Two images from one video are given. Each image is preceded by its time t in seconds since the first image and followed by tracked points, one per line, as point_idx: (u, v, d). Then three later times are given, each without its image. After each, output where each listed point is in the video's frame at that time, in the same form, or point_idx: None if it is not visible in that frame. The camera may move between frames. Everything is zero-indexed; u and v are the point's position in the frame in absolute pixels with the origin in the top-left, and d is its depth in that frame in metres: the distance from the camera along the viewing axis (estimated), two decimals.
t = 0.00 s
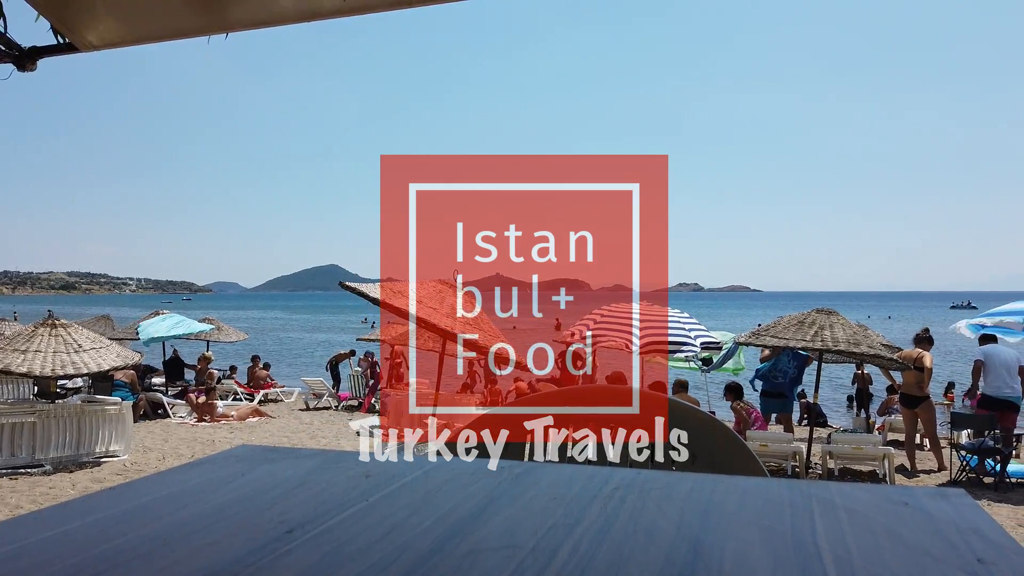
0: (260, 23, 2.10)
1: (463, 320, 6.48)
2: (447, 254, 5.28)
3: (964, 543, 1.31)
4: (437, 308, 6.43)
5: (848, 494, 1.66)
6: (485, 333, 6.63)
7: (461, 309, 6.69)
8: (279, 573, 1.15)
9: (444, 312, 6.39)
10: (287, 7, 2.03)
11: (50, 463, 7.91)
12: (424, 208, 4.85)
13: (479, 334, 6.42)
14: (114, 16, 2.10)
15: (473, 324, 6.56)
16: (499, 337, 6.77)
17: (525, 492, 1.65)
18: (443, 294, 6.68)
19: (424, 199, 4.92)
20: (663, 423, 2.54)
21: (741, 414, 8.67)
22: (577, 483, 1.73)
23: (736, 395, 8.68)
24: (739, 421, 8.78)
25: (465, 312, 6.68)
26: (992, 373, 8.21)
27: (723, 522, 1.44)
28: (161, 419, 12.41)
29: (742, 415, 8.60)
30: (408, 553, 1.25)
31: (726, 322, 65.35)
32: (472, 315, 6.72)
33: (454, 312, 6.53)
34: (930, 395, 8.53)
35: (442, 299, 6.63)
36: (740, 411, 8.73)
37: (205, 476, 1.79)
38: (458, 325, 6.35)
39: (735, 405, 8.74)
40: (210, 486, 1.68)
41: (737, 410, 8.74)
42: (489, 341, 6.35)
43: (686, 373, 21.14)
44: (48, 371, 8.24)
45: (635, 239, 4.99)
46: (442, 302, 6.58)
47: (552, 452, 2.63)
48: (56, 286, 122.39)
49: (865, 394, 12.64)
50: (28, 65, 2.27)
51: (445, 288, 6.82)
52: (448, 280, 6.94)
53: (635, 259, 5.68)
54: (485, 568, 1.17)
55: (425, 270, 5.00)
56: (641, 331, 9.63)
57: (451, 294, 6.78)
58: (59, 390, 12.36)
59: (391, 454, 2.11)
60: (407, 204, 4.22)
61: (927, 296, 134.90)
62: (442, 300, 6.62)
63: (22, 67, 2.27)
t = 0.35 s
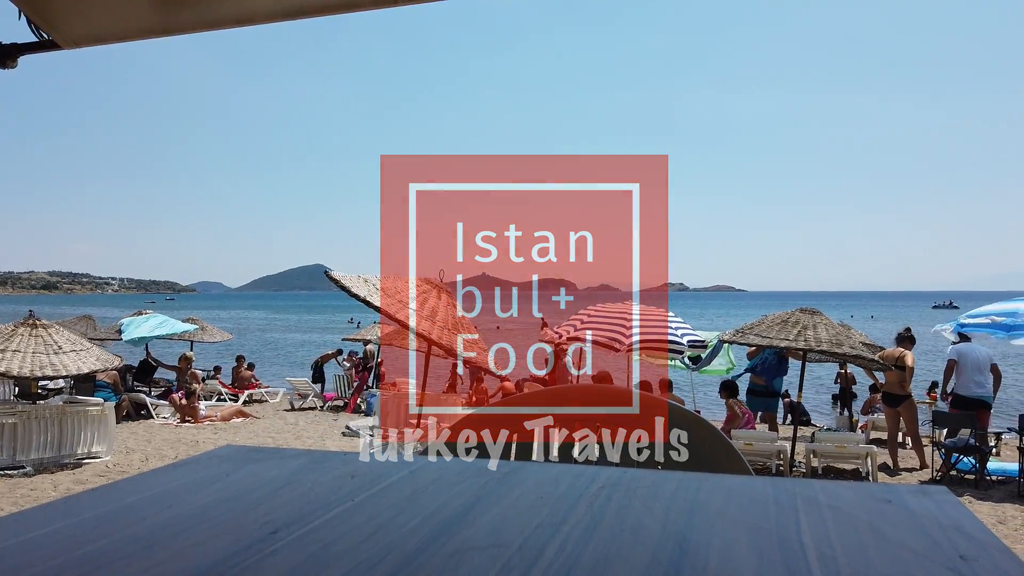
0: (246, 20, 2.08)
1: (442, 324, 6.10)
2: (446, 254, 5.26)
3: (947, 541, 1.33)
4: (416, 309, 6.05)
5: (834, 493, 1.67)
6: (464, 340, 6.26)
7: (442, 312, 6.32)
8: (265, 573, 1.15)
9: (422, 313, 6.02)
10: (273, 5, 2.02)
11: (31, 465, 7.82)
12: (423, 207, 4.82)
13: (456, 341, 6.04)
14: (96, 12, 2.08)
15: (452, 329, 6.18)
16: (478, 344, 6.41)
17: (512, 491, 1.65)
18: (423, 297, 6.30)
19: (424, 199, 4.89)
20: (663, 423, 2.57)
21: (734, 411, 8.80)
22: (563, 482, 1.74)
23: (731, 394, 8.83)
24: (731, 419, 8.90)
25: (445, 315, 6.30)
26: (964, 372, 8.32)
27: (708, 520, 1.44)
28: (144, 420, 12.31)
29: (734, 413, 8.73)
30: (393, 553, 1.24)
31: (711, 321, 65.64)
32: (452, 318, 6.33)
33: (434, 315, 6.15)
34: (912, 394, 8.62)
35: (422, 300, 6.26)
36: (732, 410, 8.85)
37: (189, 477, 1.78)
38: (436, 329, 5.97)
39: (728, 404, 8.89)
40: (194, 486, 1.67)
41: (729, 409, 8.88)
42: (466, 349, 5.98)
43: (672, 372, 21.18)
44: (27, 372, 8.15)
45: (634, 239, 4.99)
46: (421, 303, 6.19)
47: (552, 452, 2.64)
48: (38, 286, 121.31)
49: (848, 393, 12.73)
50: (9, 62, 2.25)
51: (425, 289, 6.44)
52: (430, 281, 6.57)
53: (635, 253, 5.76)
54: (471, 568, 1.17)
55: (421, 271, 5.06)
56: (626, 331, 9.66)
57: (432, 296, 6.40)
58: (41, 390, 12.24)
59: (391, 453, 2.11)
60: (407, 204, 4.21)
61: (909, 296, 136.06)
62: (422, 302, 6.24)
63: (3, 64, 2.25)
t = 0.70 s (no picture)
0: (230, 20, 2.07)
1: (421, 329, 5.89)
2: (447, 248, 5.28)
3: (930, 538, 1.34)
4: (395, 312, 5.84)
5: (817, 491, 1.68)
6: (442, 346, 6.05)
7: (423, 314, 6.10)
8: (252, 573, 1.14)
9: (401, 316, 5.81)
10: (257, 5, 2.01)
11: (13, 466, 7.75)
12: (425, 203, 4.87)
13: (433, 349, 5.82)
14: (76, 12, 2.06)
15: (431, 335, 5.96)
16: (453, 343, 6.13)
17: (498, 490, 1.65)
18: (405, 298, 6.08)
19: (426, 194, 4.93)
20: (662, 422, 2.60)
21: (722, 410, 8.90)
22: (550, 481, 1.74)
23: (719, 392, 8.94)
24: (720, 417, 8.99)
25: (423, 314, 6.06)
26: (932, 377, 8.35)
27: (694, 519, 1.45)
28: (128, 421, 12.22)
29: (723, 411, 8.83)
30: (378, 554, 1.24)
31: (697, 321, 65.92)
32: (433, 322, 6.12)
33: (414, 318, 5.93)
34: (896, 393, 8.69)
35: (404, 301, 6.03)
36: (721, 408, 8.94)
37: (174, 478, 1.77)
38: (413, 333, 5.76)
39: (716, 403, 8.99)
40: (178, 488, 1.66)
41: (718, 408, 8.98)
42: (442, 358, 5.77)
43: (659, 372, 21.24)
44: (8, 373, 8.08)
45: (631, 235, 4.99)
46: (402, 305, 5.97)
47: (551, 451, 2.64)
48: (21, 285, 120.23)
49: (833, 392, 12.83)
50: None
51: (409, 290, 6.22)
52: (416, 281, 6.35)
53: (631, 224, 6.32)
54: (456, 568, 1.17)
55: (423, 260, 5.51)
56: (613, 330, 9.70)
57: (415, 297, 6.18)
58: (24, 392, 12.14)
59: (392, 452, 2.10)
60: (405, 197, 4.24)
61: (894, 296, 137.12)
62: (403, 302, 6.02)
63: None
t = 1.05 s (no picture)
0: (217, 18, 2.08)
1: (404, 334, 5.87)
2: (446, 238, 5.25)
3: (912, 535, 1.35)
4: (378, 317, 5.84)
5: (803, 489, 1.69)
6: (421, 346, 5.94)
7: (409, 318, 6.09)
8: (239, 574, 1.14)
9: (382, 322, 5.81)
10: (241, 4, 2.00)
11: None
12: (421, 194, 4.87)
13: (416, 354, 5.78)
14: (58, 13, 2.05)
15: (415, 339, 5.93)
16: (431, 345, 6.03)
17: (485, 490, 1.65)
18: (390, 302, 6.08)
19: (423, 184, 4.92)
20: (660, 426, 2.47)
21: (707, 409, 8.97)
22: (537, 481, 1.74)
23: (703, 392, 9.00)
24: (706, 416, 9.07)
25: (401, 320, 6.00)
26: (903, 373, 8.71)
27: (680, 517, 1.45)
28: (111, 422, 12.13)
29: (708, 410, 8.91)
30: (365, 554, 1.24)
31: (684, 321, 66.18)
32: (419, 326, 6.09)
33: (397, 323, 5.92)
34: (880, 392, 8.76)
35: (388, 306, 6.03)
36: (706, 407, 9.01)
37: (159, 480, 1.76)
38: (395, 338, 5.75)
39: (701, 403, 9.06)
40: (163, 489, 1.65)
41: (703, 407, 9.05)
42: (424, 363, 5.72)
43: (645, 372, 21.31)
44: None
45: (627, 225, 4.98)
46: (386, 310, 5.97)
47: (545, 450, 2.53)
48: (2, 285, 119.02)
49: (818, 392, 12.92)
50: None
51: (395, 294, 6.22)
52: (403, 285, 6.33)
53: (577, 175, 7.10)
54: (443, 568, 1.17)
55: (418, 266, 5.89)
56: (600, 330, 9.72)
57: (401, 301, 6.17)
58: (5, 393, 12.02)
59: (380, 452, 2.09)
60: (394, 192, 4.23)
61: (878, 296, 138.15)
62: (388, 307, 6.02)
63: None
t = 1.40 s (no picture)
0: (205, 15, 2.04)
1: (398, 332, 5.87)
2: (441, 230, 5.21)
3: (898, 533, 1.36)
4: (370, 320, 5.86)
5: (790, 488, 1.70)
6: (413, 340, 5.91)
7: (402, 317, 6.08)
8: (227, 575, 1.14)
9: (374, 324, 5.82)
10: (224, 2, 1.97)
11: None
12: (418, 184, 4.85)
13: (413, 349, 5.78)
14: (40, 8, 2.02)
15: (411, 335, 5.93)
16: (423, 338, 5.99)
17: (472, 490, 1.65)
18: (381, 304, 6.09)
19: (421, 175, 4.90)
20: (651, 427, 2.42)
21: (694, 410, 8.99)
22: (524, 481, 1.74)
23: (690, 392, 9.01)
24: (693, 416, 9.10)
25: (392, 317, 6.00)
26: (886, 372, 8.65)
27: (666, 516, 1.46)
28: (96, 423, 12.03)
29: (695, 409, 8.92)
30: (352, 555, 1.23)
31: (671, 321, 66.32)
32: (414, 322, 6.08)
33: (390, 323, 5.92)
34: (865, 391, 8.81)
35: (380, 308, 6.04)
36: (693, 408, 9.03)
37: (144, 481, 1.74)
38: (389, 338, 5.76)
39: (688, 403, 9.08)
40: (148, 490, 1.64)
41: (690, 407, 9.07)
42: (421, 357, 5.70)
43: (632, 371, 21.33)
44: None
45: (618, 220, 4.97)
46: (378, 312, 5.99)
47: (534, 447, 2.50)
48: None
49: (804, 391, 12.97)
50: None
51: (386, 295, 6.23)
52: (392, 286, 6.33)
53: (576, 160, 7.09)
54: (431, 568, 1.16)
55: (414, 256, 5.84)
56: (588, 330, 9.73)
57: (392, 301, 6.17)
58: None
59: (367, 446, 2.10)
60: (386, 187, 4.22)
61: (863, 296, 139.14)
62: (380, 309, 6.03)
63: None
